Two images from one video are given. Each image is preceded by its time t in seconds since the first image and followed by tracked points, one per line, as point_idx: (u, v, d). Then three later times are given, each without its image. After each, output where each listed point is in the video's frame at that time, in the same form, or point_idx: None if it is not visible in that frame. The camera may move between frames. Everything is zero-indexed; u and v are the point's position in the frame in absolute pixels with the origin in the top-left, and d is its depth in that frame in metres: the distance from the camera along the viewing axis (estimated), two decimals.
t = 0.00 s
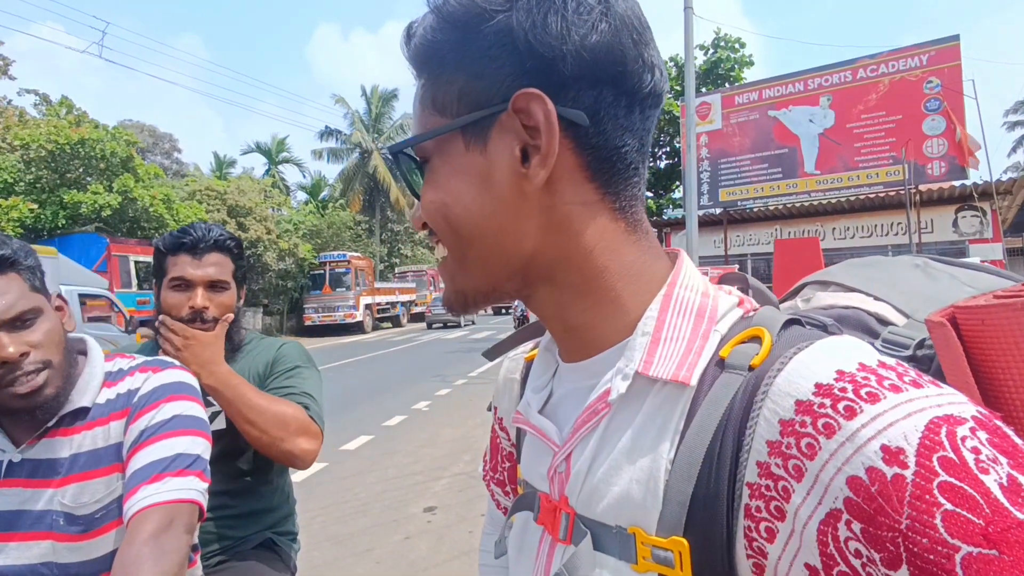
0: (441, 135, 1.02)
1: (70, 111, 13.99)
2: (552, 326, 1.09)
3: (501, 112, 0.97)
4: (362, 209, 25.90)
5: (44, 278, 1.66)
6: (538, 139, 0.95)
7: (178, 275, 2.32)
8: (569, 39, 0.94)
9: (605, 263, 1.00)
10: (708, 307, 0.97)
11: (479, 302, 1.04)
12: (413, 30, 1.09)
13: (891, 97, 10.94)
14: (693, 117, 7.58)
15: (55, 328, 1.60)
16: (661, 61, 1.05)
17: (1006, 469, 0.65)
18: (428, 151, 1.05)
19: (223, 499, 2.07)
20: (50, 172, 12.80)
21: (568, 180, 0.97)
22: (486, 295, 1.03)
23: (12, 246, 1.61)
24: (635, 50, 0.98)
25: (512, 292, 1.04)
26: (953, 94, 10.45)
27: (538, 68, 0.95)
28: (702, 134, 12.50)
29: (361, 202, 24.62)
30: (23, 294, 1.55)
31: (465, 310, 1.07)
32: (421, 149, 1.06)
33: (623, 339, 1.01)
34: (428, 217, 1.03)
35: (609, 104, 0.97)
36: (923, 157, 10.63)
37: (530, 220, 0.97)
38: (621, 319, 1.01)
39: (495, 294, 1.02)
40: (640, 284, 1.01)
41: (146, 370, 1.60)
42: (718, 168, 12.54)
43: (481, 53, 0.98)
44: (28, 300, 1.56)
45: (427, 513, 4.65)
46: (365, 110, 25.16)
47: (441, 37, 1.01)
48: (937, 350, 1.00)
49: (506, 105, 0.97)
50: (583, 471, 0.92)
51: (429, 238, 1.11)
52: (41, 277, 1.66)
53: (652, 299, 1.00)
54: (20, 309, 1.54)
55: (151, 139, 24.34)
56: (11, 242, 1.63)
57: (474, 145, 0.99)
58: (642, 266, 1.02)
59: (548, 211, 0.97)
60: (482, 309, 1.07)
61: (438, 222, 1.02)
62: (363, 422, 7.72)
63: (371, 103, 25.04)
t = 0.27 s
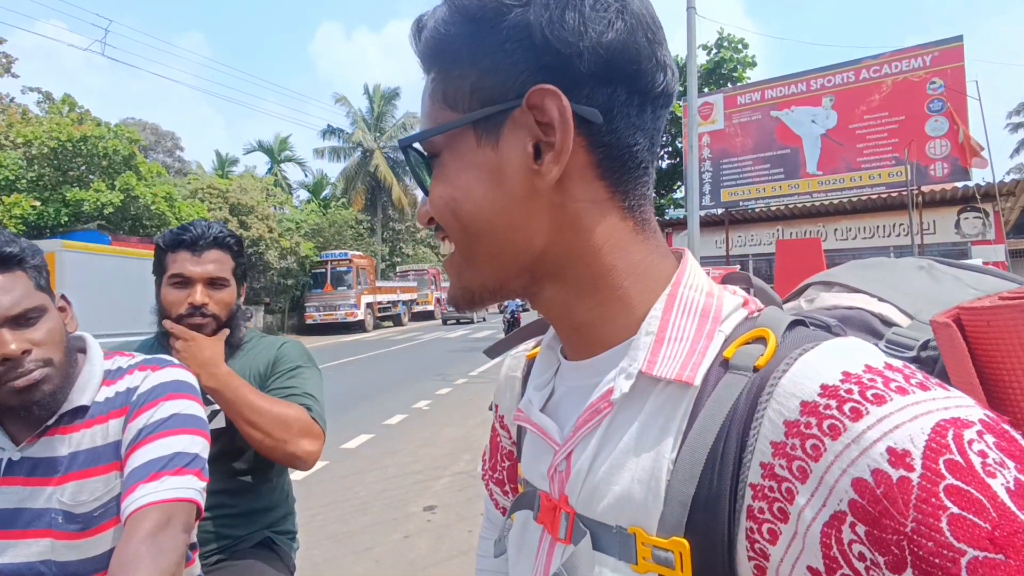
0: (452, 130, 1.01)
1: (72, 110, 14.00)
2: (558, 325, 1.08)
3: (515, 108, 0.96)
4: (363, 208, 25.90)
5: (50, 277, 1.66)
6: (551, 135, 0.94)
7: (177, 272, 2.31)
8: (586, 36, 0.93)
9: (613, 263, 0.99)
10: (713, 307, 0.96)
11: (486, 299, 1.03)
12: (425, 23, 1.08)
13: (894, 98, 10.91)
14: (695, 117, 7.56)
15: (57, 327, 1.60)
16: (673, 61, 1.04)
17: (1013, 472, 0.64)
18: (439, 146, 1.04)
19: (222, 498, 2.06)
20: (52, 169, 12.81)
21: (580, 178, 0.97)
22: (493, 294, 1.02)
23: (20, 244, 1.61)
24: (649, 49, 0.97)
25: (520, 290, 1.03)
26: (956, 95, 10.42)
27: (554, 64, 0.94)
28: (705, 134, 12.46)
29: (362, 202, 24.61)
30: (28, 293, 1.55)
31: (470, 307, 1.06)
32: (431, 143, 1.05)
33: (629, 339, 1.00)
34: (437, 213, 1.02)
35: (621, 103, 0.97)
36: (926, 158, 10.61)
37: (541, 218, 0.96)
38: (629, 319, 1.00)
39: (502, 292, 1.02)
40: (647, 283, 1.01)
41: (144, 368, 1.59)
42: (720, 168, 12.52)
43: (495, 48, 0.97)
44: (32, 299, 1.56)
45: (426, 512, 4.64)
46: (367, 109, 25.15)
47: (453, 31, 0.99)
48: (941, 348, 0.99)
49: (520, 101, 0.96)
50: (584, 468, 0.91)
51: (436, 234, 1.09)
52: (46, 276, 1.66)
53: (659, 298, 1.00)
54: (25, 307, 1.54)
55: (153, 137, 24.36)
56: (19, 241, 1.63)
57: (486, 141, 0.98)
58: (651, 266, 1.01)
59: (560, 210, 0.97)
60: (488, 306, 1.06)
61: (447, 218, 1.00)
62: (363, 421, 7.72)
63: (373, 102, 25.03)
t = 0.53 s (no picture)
0: (459, 130, 1.02)
1: (80, 105, 14.08)
2: (561, 324, 1.09)
3: (522, 109, 0.97)
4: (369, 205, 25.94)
5: (63, 275, 1.68)
6: (557, 136, 0.95)
7: (185, 268, 2.34)
8: (592, 38, 0.94)
9: (616, 263, 1.00)
10: (712, 307, 0.97)
11: (490, 298, 1.05)
12: (431, 24, 1.09)
13: (902, 96, 10.85)
14: (700, 115, 7.54)
15: (69, 324, 1.62)
16: (677, 63, 1.05)
17: (1003, 472, 0.64)
18: (445, 145, 1.05)
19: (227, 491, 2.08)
20: (60, 164, 12.89)
21: (584, 180, 0.98)
22: (496, 293, 1.04)
23: (34, 243, 1.63)
24: (654, 52, 0.98)
25: (523, 290, 1.04)
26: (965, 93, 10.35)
27: (559, 66, 0.95)
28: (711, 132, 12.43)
29: (368, 198, 24.65)
30: (42, 291, 1.57)
31: (474, 305, 1.07)
32: (438, 144, 1.07)
33: (630, 337, 1.01)
34: (443, 212, 1.04)
35: (627, 105, 0.97)
36: (934, 157, 10.55)
37: (546, 218, 0.98)
38: (631, 317, 1.01)
39: (506, 291, 1.03)
40: (649, 283, 1.02)
41: (153, 364, 1.62)
42: (726, 166, 12.49)
43: (502, 49, 0.98)
44: (46, 297, 1.58)
45: (430, 508, 4.66)
46: (373, 105, 25.16)
47: (460, 33, 1.00)
48: (936, 349, 1.00)
49: (526, 102, 0.97)
50: (582, 465, 0.92)
51: (441, 233, 1.11)
52: (59, 274, 1.69)
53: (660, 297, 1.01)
54: (39, 306, 1.56)
55: (160, 133, 24.46)
56: (32, 239, 1.65)
57: (492, 141, 0.99)
58: (653, 267, 1.03)
59: (563, 210, 0.98)
60: (491, 305, 1.07)
61: (453, 217, 1.02)
62: (367, 417, 7.76)
63: (379, 98, 25.04)
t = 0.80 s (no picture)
0: (466, 120, 1.02)
1: (83, 105, 14.09)
2: (565, 316, 1.08)
3: (530, 100, 0.96)
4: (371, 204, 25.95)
5: (67, 274, 1.68)
6: (565, 128, 0.95)
7: (188, 264, 2.34)
8: (603, 28, 0.93)
9: (623, 256, 1.00)
10: (717, 302, 0.96)
11: (494, 291, 1.04)
12: (439, 14, 1.08)
13: (905, 94, 10.81)
14: (703, 114, 7.51)
15: (74, 321, 1.62)
16: (686, 56, 1.05)
17: (1012, 468, 0.64)
18: (452, 137, 1.05)
19: (231, 489, 2.08)
20: (63, 164, 12.91)
21: (591, 171, 0.97)
22: (500, 286, 1.03)
23: (37, 240, 1.63)
24: (665, 44, 0.98)
25: (527, 283, 1.03)
26: (968, 91, 10.30)
27: (570, 57, 0.94)
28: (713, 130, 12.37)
29: (370, 197, 24.66)
30: (46, 289, 1.57)
31: (477, 298, 1.07)
32: (445, 134, 1.06)
33: (637, 330, 1.01)
34: (448, 202, 1.03)
35: (636, 97, 0.97)
36: (937, 155, 10.51)
37: (553, 211, 0.97)
38: (636, 310, 1.01)
39: (510, 283, 1.03)
40: (656, 274, 1.01)
41: (158, 361, 1.62)
42: (729, 164, 12.47)
43: (512, 38, 0.97)
44: (50, 295, 1.58)
45: (432, 507, 4.66)
46: (375, 104, 25.15)
47: (470, 23, 1.00)
48: (941, 343, 0.99)
49: (535, 92, 0.96)
50: (585, 461, 0.91)
51: (445, 224, 1.10)
52: (63, 272, 1.68)
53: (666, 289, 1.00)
54: (43, 303, 1.56)
55: (162, 132, 24.47)
56: (36, 237, 1.65)
57: (499, 132, 0.98)
58: (659, 259, 1.02)
59: (569, 202, 0.97)
60: (494, 297, 1.07)
61: (458, 206, 1.01)
62: (370, 416, 7.76)
63: (381, 97, 25.02)
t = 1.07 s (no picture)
0: (470, 110, 1.03)
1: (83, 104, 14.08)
2: (557, 305, 1.10)
3: (531, 98, 0.97)
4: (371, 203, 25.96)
5: (71, 273, 1.68)
6: (562, 129, 0.95)
7: (191, 262, 2.35)
8: (612, 33, 0.93)
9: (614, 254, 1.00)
10: (714, 299, 0.97)
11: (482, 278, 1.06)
12: None
13: (906, 93, 10.81)
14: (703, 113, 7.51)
15: (78, 320, 1.63)
16: (698, 66, 1.04)
17: (1006, 465, 0.64)
18: (455, 125, 1.06)
19: (232, 487, 2.09)
20: (63, 163, 12.92)
21: (587, 173, 0.98)
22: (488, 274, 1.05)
23: (41, 239, 1.63)
24: (675, 52, 0.97)
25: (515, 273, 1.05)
26: (969, 91, 10.30)
27: (576, 59, 0.94)
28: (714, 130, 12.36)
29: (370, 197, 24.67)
30: (50, 289, 1.58)
31: (466, 284, 1.09)
32: (449, 121, 1.07)
33: (629, 326, 1.01)
34: (444, 187, 1.04)
35: (639, 103, 0.97)
36: (937, 155, 10.52)
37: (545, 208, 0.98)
38: (628, 308, 1.02)
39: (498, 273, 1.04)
40: (650, 275, 1.02)
41: (160, 360, 1.62)
42: (729, 164, 12.46)
43: (519, 33, 0.97)
44: (54, 294, 1.58)
45: (432, 506, 4.67)
46: (375, 104, 25.15)
47: (485, 13, 1.00)
48: (938, 341, 0.99)
49: (536, 91, 0.96)
50: (582, 459, 0.92)
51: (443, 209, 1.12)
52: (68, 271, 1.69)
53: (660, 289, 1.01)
54: (47, 303, 1.56)
55: (162, 131, 24.47)
56: (41, 236, 1.65)
57: (499, 126, 0.99)
58: (655, 260, 1.03)
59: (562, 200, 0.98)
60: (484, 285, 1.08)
61: (452, 193, 1.03)
62: (370, 415, 7.77)
63: (381, 97, 25.02)
